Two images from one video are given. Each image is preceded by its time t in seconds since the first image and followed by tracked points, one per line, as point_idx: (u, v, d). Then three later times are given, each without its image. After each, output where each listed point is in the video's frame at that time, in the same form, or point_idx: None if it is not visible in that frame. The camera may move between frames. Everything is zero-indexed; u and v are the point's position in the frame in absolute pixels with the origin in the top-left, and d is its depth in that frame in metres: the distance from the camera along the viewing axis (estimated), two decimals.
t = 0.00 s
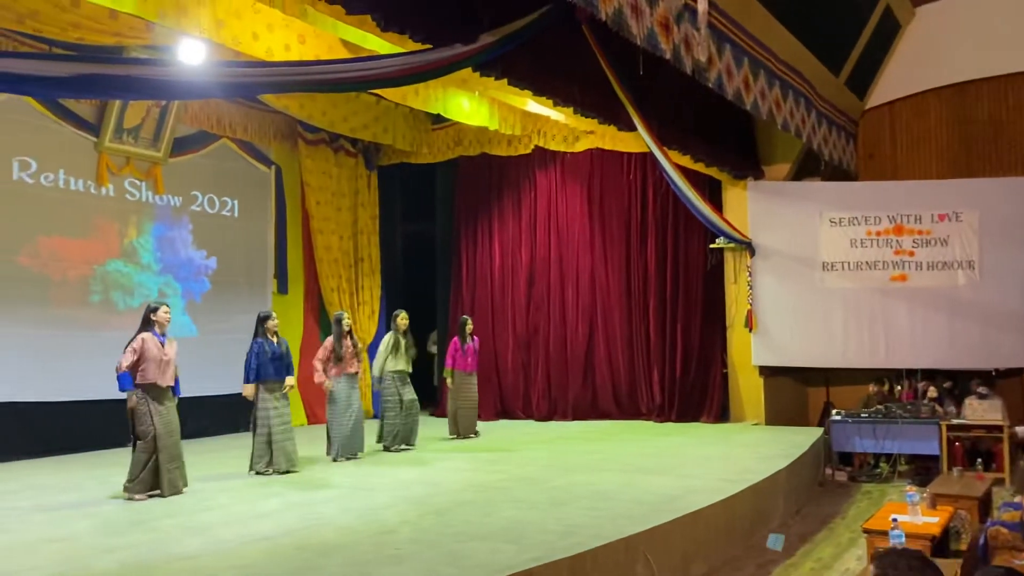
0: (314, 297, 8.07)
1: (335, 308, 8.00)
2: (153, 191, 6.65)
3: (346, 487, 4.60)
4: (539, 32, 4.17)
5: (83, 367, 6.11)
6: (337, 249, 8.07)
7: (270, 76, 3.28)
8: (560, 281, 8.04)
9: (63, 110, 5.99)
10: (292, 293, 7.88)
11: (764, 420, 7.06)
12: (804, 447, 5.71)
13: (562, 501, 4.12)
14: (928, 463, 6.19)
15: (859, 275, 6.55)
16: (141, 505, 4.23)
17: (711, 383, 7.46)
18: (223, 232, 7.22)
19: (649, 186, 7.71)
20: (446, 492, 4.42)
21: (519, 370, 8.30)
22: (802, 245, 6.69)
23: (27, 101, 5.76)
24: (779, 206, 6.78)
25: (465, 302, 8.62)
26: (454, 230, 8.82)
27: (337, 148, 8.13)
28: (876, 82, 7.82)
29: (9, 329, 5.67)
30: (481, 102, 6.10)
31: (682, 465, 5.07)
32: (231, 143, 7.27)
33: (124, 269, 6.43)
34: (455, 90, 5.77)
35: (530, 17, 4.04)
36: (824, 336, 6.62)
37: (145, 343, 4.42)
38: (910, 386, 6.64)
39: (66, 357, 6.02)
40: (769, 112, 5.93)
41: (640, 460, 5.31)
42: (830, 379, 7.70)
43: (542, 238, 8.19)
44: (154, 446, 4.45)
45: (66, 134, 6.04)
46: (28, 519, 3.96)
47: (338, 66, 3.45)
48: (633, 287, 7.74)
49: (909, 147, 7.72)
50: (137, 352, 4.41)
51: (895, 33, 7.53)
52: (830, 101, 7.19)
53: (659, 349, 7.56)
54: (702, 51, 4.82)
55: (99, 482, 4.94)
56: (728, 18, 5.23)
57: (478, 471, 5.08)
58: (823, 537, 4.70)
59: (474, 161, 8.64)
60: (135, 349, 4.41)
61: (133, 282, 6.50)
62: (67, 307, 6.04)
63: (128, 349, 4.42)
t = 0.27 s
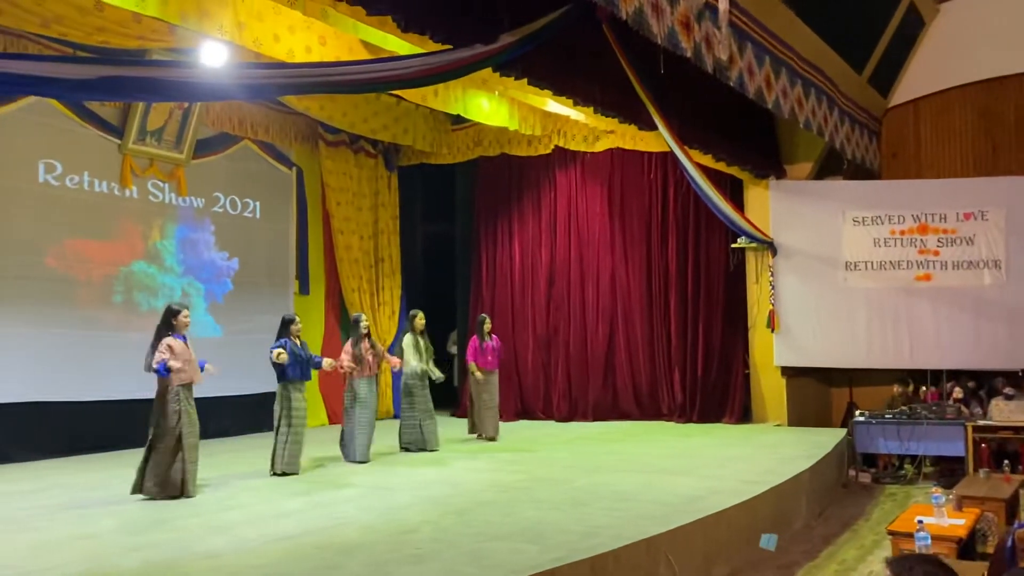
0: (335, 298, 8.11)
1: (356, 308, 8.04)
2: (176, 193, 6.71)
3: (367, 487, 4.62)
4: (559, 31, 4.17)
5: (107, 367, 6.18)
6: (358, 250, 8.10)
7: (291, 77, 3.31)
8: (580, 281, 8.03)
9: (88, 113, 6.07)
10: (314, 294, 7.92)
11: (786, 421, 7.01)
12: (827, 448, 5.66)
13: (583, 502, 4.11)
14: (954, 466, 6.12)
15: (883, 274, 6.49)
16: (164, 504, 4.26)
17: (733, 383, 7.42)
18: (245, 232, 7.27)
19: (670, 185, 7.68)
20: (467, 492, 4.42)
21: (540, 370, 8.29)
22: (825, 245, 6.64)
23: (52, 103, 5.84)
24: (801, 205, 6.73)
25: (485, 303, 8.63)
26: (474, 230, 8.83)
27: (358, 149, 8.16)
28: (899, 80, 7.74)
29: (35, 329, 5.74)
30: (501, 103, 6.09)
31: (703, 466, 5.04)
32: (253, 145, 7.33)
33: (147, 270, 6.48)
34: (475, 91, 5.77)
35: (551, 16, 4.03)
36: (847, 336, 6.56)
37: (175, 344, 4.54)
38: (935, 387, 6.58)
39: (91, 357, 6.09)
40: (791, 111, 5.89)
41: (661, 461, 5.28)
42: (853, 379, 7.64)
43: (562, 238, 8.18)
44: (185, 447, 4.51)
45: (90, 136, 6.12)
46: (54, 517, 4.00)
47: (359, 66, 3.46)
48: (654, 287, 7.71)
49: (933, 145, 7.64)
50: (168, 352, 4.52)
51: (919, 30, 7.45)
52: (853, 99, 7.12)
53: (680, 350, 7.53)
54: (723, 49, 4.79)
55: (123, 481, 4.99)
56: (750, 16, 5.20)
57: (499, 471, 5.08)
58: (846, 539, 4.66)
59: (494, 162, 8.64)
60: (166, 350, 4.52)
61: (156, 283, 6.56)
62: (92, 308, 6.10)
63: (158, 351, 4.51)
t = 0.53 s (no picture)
0: (348, 298, 8.14)
1: (369, 309, 8.06)
2: (190, 194, 6.74)
3: (380, 487, 4.63)
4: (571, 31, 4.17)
5: (122, 367, 6.22)
6: (370, 250, 8.13)
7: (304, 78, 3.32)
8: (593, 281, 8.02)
9: (102, 115, 6.10)
10: (327, 294, 7.96)
11: (800, 421, 6.98)
12: (842, 448, 5.64)
13: (596, 502, 4.11)
14: (970, 468, 6.08)
15: (898, 274, 6.45)
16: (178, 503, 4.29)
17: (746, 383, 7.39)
18: (259, 233, 7.30)
19: (683, 185, 7.66)
20: (480, 491, 4.42)
21: (552, 371, 8.29)
22: (839, 245, 6.61)
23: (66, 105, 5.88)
24: (814, 204, 6.72)
25: (497, 303, 8.64)
26: (486, 230, 8.84)
27: (370, 149, 8.18)
28: (915, 78, 7.68)
29: (51, 329, 5.78)
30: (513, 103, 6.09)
31: (717, 467, 5.03)
32: (267, 146, 7.36)
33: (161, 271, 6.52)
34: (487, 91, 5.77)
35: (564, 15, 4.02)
36: (861, 336, 6.53)
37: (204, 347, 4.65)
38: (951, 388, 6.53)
39: (106, 357, 6.13)
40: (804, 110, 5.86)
41: (675, 461, 5.27)
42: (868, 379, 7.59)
43: (574, 238, 8.18)
44: (217, 451, 4.57)
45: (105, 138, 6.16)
46: (70, 515, 4.04)
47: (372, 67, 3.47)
48: (667, 287, 7.69)
49: (949, 144, 7.58)
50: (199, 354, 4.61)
51: (935, 28, 7.40)
52: (867, 98, 7.08)
53: (692, 350, 7.51)
54: (736, 49, 4.78)
55: (138, 480, 5.02)
56: (763, 15, 5.18)
57: (512, 471, 5.08)
58: (860, 540, 4.63)
59: (507, 162, 8.64)
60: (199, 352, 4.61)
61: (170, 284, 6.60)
62: (106, 308, 6.14)
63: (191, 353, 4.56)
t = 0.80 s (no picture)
0: (361, 298, 8.17)
1: (381, 308, 8.09)
2: (204, 194, 6.78)
3: (393, 486, 4.64)
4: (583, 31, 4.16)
5: (137, 367, 6.26)
6: (383, 251, 8.15)
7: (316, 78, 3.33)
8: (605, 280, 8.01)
9: (117, 116, 6.14)
10: (340, 293, 7.98)
11: (814, 422, 6.95)
12: (856, 448, 5.61)
13: (609, 502, 4.10)
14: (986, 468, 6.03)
15: (913, 273, 6.41)
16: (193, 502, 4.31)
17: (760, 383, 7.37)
18: (272, 233, 7.33)
19: (696, 185, 7.64)
20: (493, 491, 4.43)
21: (564, 370, 8.28)
22: (853, 244, 6.58)
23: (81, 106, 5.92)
24: (828, 204, 6.69)
25: (509, 303, 8.64)
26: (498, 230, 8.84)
27: (383, 150, 8.21)
28: (930, 77, 7.63)
29: (66, 329, 5.82)
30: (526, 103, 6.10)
31: (730, 467, 5.01)
32: (280, 147, 7.40)
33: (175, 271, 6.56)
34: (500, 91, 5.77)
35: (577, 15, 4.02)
36: (875, 336, 6.50)
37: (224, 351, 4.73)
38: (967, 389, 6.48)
39: (121, 357, 6.17)
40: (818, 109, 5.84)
41: (688, 461, 5.26)
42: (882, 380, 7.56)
43: (586, 237, 8.17)
44: (258, 445, 4.71)
45: (120, 139, 6.20)
46: (85, 514, 4.07)
47: (384, 67, 3.48)
48: (679, 287, 7.67)
49: (964, 143, 7.53)
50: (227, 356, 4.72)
51: (950, 26, 7.35)
52: (881, 97, 7.05)
53: (705, 349, 7.49)
54: (749, 47, 4.76)
55: (153, 479, 5.05)
56: (776, 14, 5.16)
57: (525, 471, 5.08)
58: (875, 540, 4.61)
59: (519, 162, 8.64)
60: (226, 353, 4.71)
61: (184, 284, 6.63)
62: (121, 308, 6.18)
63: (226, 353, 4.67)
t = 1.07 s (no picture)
0: (368, 298, 8.19)
1: (389, 309, 8.10)
2: (213, 194, 6.80)
3: (401, 486, 4.65)
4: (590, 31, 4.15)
5: (145, 367, 6.29)
6: (390, 251, 8.17)
7: (323, 79, 3.33)
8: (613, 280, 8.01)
9: (126, 117, 6.17)
10: (347, 293, 8.00)
11: (823, 421, 6.94)
12: (865, 449, 5.59)
13: (616, 502, 4.10)
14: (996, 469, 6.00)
15: (922, 273, 6.39)
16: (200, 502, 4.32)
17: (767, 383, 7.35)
18: (280, 233, 7.35)
19: (703, 184, 7.63)
20: (500, 491, 4.43)
21: (571, 371, 8.27)
22: (861, 244, 6.56)
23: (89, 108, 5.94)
24: (837, 203, 6.66)
25: (517, 303, 8.65)
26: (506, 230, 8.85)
27: (390, 150, 8.24)
28: (939, 75, 7.60)
29: (75, 329, 5.85)
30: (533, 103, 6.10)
31: (738, 467, 5.00)
32: (288, 147, 7.42)
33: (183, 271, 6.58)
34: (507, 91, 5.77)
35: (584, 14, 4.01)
36: (884, 336, 6.48)
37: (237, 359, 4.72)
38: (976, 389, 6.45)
39: (129, 357, 6.19)
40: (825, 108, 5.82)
41: (695, 461, 5.25)
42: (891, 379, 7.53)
43: (594, 237, 8.17)
44: (272, 443, 4.68)
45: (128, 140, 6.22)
46: (94, 513, 4.08)
47: (391, 67, 3.47)
48: (687, 286, 7.66)
49: (973, 142, 7.49)
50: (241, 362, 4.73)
51: (959, 25, 7.32)
52: (889, 96, 7.02)
53: (713, 349, 7.48)
54: (757, 47, 4.75)
55: (162, 478, 5.07)
56: (783, 13, 5.15)
57: (532, 471, 5.08)
58: (883, 541, 4.59)
59: (526, 162, 8.64)
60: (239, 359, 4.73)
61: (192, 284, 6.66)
62: (129, 309, 6.21)
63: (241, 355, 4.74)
